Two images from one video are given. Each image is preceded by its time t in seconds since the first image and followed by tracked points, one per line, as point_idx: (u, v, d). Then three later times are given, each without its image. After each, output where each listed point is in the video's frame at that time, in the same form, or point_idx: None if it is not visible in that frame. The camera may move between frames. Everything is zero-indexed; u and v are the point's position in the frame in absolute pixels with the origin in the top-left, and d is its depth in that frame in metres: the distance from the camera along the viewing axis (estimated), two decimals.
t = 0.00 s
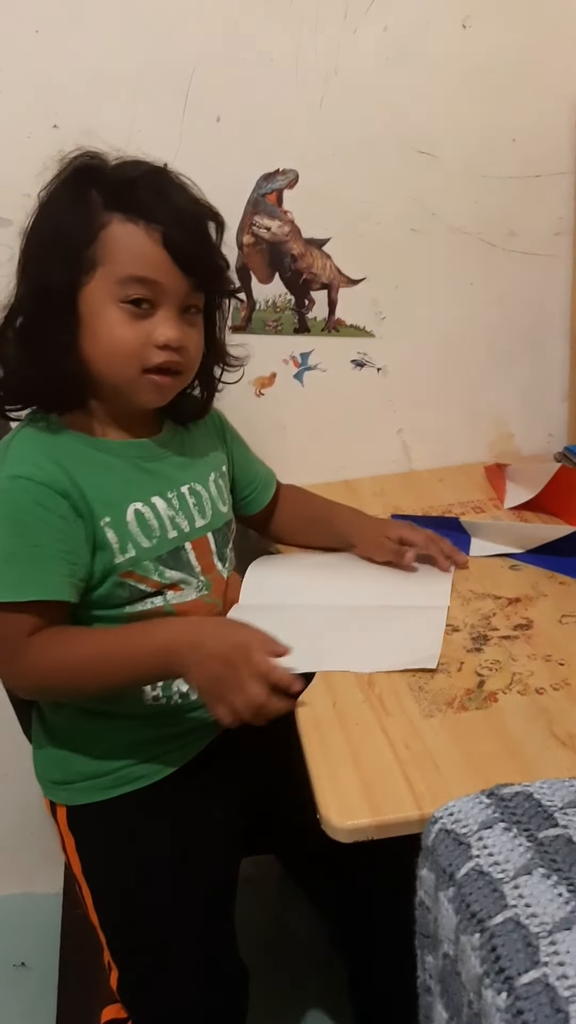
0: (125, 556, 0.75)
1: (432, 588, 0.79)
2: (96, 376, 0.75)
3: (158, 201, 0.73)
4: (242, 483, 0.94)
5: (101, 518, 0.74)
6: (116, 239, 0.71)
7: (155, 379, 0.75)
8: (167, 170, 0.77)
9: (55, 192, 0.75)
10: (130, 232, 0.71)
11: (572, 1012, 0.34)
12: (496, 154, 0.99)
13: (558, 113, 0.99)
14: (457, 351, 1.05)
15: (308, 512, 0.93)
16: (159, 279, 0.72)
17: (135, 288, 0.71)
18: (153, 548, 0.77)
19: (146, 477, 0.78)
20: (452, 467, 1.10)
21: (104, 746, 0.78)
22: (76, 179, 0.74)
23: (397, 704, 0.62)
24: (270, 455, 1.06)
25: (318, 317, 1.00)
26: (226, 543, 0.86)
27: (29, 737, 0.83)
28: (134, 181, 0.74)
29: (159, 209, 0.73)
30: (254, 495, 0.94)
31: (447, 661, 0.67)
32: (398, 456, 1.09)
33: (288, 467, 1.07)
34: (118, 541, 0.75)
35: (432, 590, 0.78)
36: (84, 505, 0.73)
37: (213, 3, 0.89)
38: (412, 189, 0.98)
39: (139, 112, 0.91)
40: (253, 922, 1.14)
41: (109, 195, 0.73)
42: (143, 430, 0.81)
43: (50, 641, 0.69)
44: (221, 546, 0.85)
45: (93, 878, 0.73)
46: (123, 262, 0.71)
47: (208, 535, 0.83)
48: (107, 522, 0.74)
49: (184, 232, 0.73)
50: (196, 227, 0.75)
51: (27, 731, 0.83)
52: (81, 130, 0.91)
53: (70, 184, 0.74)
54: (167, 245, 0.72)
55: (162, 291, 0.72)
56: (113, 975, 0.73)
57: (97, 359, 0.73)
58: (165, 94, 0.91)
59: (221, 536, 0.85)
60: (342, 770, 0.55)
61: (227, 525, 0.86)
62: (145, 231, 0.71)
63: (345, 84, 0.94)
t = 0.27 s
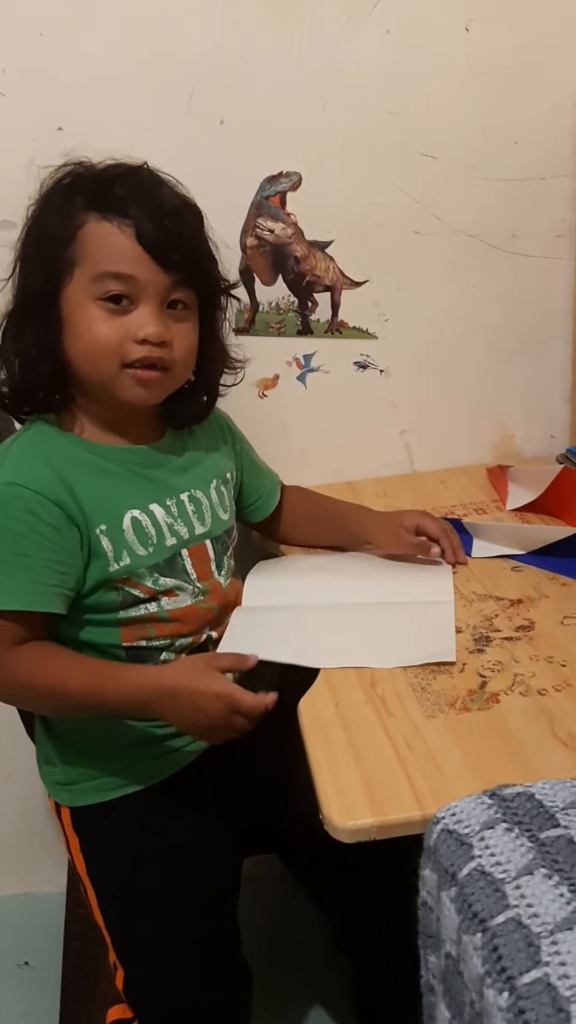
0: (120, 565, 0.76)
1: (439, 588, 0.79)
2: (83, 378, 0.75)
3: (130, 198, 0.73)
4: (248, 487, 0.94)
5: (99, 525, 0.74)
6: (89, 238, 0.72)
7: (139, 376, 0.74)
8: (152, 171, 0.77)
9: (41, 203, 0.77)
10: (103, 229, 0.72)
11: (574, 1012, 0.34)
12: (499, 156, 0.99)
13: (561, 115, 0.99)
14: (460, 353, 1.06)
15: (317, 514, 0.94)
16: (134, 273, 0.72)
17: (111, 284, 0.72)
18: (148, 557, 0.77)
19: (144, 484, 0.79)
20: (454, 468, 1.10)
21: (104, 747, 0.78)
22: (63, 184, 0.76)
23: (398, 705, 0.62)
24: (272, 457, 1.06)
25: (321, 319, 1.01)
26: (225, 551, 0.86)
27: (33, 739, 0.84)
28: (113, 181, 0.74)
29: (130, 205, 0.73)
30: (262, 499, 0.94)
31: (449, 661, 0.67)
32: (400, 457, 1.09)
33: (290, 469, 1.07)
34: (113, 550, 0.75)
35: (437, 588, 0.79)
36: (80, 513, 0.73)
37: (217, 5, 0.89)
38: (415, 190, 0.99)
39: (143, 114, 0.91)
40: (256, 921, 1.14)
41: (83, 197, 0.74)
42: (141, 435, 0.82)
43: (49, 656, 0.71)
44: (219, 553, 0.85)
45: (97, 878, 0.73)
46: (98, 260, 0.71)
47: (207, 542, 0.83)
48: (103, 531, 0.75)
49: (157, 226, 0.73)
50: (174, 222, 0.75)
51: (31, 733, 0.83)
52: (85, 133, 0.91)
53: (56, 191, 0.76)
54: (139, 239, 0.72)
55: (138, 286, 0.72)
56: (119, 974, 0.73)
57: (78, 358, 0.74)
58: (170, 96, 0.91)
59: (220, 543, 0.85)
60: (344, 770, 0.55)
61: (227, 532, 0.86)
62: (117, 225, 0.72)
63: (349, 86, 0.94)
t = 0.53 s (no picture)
0: (123, 566, 0.76)
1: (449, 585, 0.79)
2: (79, 381, 0.75)
3: (118, 199, 0.73)
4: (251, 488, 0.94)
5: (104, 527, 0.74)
6: (80, 241, 0.72)
7: (135, 378, 0.74)
8: (143, 170, 0.77)
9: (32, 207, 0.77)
10: (93, 232, 0.72)
11: None
12: (503, 157, 0.99)
13: (564, 115, 0.99)
14: (463, 354, 1.06)
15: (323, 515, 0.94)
16: (126, 275, 0.72)
17: (105, 288, 0.72)
18: (152, 558, 0.78)
19: (146, 485, 0.79)
20: (457, 469, 1.10)
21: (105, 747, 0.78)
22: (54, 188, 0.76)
23: (400, 705, 0.62)
24: (275, 458, 1.06)
25: (323, 319, 1.01)
26: (227, 552, 0.86)
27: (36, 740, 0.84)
28: (102, 182, 0.74)
29: (118, 206, 0.73)
30: (264, 500, 0.94)
31: (451, 663, 0.67)
32: (403, 458, 1.09)
33: (293, 470, 1.07)
34: (116, 550, 0.75)
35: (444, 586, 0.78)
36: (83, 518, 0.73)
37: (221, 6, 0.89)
38: (418, 191, 0.98)
39: (146, 115, 0.91)
40: (257, 922, 1.14)
41: (71, 199, 0.74)
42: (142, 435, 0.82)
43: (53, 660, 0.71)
44: (222, 553, 0.85)
45: (99, 878, 0.73)
46: (90, 264, 0.71)
47: (209, 542, 0.83)
48: (105, 531, 0.75)
49: (146, 226, 0.73)
50: (164, 221, 0.75)
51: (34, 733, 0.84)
52: (88, 134, 0.91)
53: (47, 194, 0.76)
54: (129, 240, 0.72)
55: (132, 288, 0.72)
56: (120, 977, 0.73)
57: (74, 362, 0.74)
58: (173, 96, 0.91)
59: (223, 544, 0.85)
60: (345, 771, 0.55)
61: (229, 533, 0.86)
62: (108, 228, 0.72)
63: (352, 87, 0.94)
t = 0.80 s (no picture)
0: (125, 566, 0.76)
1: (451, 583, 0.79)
2: (82, 383, 0.75)
3: (119, 200, 0.73)
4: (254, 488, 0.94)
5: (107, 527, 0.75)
6: (81, 243, 0.72)
7: (138, 381, 0.74)
8: (143, 171, 0.77)
9: (33, 211, 0.77)
10: (94, 234, 0.72)
11: None
12: (505, 159, 0.99)
13: (566, 116, 0.99)
14: (464, 355, 1.06)
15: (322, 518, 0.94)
16: (128, 278, 0.72)
17: (106, 290, 0.72)
18: (154, 558, 0.78)
19: (149, 486, 0.79)
20: (458, 471, 1.10)
21: (107, 748, 0.78)
22: (55, 190, 0.76)
23: (402, 707, 0.62)
24: (276, 459, 1.06)
25: (325, 320, 1.01)
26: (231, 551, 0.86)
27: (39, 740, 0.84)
28: (103, 184, 0.74)
29: (119, 208, 0.73)
30: (267, 499, 0.94)
31: (452, 664, 0.67)
32: (404, 460, 1.09)
33: (294, 471, 1.07)
34: (119, 550, 0.76)
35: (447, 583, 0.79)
36: (86, 518, 0.74)
37: (223, 9, 0.89)
38: (420, 192, 0.98)
39: (148, 117, 0.92)
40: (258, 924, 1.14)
41: (71, 202, 0.74)
42: (144, 436, 0.82)
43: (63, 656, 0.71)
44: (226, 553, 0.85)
45: (99, 879, 0.73)
46: (91, 266, 0.72)
47: (213, 542, 0.83)
48: (108, 532, 0.75)
49: (147, 227, 0.73)
50: (165, 222, 0.75)
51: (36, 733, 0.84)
52: (90, 134, 0.92)
53: (49, 197, 0.76)
54: (129, 241, 0.72)
55: (134, 290, 0.72)
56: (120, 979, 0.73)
57: (77, 365, 0.74)
58: (175, 99, 0.91)
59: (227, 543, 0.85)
60: (346, 773, 0.55)
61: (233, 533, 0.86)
62: (109, 229, 0.72)
63: (354, 88, 0.94)
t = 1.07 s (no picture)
0: (124, 566, 0.76)
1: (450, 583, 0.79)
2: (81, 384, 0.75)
3: (119, 202, 0.73)
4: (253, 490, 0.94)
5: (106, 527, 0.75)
6: (81, 244, 0.72)
7: (137, 383, 0.74)
8: (143, 173, 0.77)
9: (35, 212, 0.77)
10: (94, 235, 0.72)
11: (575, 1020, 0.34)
12: (505, 160, 0.99)
13: (567, 116, 0.99)
14: (465, 357, 1.06)
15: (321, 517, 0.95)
16: (127, 279, 0.72)
17: (105, 292, 0.72)
18: (153, 559, 0.78)
19: (148, 486, 0.79)
20: (459, 473, 1.10)
21: (106, 750, 0.78)
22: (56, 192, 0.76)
23: (401, 708, 0.62)
24: (276, 460, 1.06)
25: (325, 322, 1.01)
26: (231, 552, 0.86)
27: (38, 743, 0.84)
28: (103, 185, 0.74)
29: (119, 209, 0.73)
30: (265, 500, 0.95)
31: (452, 666, 0.67)
32: (404, 461, 1.09)
33: (295, 473, 1.07)
34: (118, 550, 0.76)
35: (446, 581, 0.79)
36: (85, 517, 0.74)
37: (224, 11, 0.89)
38: (420, 192, 0.98)
39: (148, 119, 0.92)
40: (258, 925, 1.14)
41: (72, 203, 0.74)
42: (143, 438, 0.82)
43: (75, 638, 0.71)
44: (225, 554, 0.85)
45: (98, 880, 0.73)
46: (91, 267, 0.72)
47: (212, 544, 0.83)
48: (107, 531, 0.75)
49: (147, 229, 0.73)
50: (165, 224, 0.75)
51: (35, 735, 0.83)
52: (90, 135, 0.92)
53: (49, 199, 0.76)
54: (129, 243, 0.72)
55: (133, 292, 0.72)
56: (119, 982, 0.73)
57: (75, 366, 0.74)
58: (176, 101, 0.91)
59: (226, 544, 0.85)
60: (345, 775, 0.55)
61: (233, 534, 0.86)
62: (108, 231, 0.72)
63: (354, 89, 0.94)
